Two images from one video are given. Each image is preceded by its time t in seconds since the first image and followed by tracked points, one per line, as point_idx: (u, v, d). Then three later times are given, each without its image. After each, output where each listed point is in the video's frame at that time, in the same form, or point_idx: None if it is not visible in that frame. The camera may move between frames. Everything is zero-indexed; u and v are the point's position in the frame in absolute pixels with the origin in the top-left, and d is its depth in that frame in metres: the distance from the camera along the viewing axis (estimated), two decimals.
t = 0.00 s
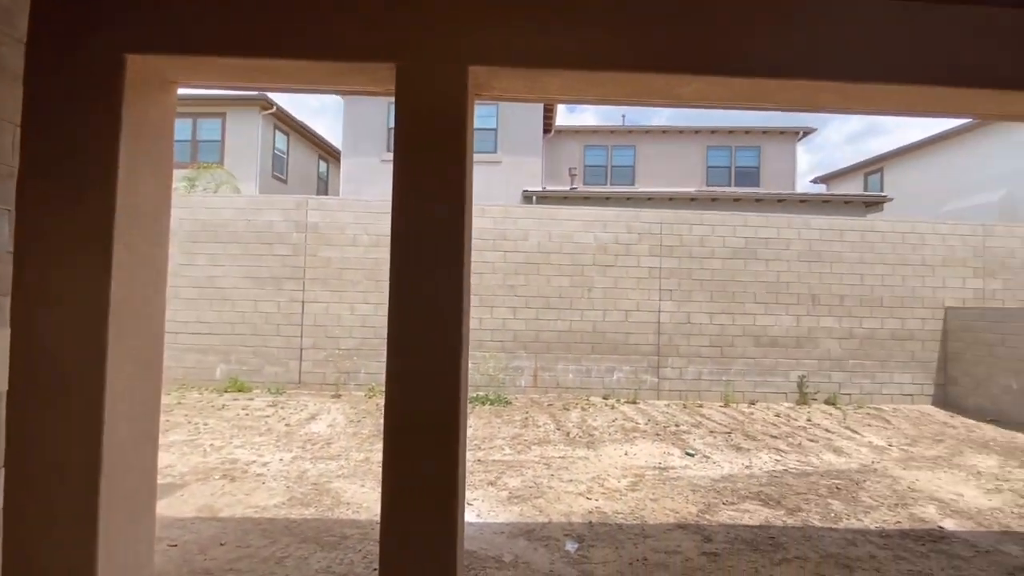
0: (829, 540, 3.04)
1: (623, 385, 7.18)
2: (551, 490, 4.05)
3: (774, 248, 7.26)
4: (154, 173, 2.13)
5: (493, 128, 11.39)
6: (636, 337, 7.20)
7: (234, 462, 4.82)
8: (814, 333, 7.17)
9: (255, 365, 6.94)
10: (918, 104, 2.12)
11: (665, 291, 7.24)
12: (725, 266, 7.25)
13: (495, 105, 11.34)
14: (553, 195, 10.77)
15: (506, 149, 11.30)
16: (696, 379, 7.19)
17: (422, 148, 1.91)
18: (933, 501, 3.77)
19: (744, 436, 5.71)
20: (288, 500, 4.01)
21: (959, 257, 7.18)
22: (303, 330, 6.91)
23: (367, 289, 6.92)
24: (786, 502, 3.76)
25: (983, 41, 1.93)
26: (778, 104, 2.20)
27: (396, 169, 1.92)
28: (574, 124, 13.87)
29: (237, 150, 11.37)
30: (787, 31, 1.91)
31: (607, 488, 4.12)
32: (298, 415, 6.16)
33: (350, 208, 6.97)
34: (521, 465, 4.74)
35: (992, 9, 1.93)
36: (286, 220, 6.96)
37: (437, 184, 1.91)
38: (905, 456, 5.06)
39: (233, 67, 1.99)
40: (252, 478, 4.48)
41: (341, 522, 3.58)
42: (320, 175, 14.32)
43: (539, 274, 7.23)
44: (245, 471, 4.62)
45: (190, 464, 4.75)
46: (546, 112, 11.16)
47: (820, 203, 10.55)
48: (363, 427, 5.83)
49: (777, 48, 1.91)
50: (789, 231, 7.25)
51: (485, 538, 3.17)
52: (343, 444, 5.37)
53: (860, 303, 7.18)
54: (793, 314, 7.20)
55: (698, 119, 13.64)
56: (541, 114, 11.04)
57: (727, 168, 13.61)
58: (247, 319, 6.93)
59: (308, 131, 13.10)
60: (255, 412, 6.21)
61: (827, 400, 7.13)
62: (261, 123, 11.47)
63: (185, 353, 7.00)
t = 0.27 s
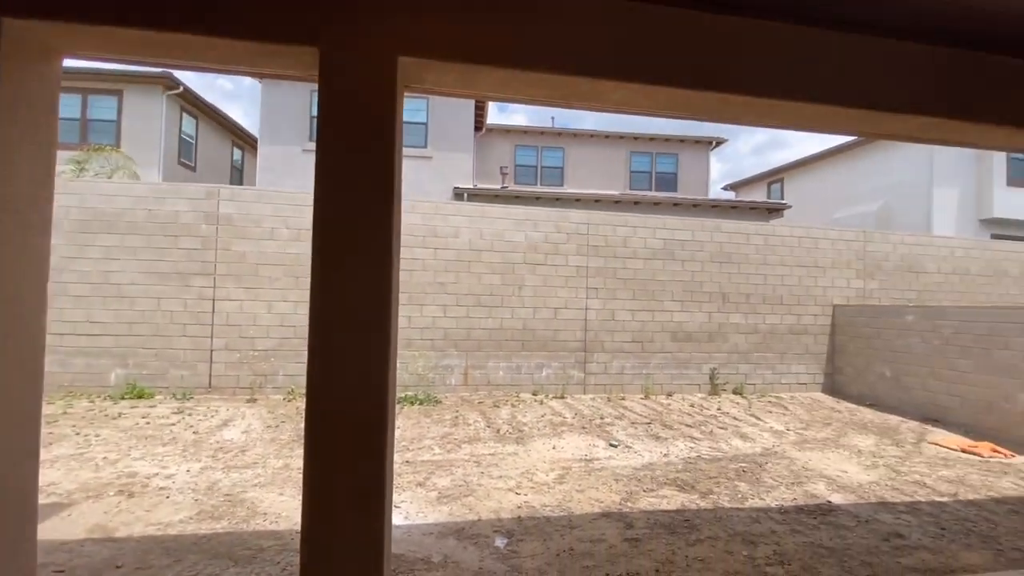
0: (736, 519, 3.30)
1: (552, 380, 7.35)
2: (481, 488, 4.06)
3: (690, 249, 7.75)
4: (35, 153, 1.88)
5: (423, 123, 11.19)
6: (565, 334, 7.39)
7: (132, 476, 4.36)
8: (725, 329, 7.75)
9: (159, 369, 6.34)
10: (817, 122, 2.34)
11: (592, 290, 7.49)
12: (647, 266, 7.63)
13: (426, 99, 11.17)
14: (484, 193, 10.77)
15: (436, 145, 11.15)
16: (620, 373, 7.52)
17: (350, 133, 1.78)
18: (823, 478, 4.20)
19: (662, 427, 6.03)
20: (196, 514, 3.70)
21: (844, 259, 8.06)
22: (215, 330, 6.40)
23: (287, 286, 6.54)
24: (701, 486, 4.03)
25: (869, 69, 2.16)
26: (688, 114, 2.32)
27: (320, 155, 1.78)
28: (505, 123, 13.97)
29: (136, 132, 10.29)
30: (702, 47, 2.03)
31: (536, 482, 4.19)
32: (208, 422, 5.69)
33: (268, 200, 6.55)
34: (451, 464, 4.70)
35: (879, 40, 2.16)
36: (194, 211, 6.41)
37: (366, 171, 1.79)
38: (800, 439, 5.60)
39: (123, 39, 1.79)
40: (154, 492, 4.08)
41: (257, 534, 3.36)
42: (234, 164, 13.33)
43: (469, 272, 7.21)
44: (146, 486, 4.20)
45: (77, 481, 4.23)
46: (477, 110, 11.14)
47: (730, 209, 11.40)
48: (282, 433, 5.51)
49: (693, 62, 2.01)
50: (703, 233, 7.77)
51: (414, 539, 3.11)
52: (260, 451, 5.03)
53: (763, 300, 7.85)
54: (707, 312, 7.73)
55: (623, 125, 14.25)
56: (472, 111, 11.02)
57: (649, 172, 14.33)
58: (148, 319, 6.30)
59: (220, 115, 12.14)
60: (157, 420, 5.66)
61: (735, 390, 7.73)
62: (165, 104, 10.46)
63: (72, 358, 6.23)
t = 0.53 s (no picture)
0: (658, 505, 3.48)
1: (485, 378, 7.37)
2: (412, 489, 3.99)
3: (618, 249, 8.06)
4: None
5: (353, 114, 10.78)
6: (498, 331, 7.43)
7: (11, 495, 3.86)
8: (649, 325, 8.15)
9: (46, 374, 5.65)
10: (734, 132, 2.51)
11: (525, 287, 7.59)
12: (578, 264, 7.85)
13: (356, 88, 10.77)
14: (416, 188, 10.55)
15: (367, 137, 10.78)
16: (552, 369, 7.68)
17: (267, 105, 1.68)
18: (734, 462, 4.54)
19: (591, 420, 6.22)
20: (91, 533, 3.34)
21: (754, 260, 8.74)
22: (114, 330, 5.79)
23: (200, 282, 6.06)
24: (627, 475, 4.21)
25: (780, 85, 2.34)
26: (615, 118, 2.40)
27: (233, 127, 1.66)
28: (439, 118, 13.80)
29: (17, 106, 9.09)
30: (628, 54, 2.09)
31: (468, 480, 4.19)
32: (106, 432, 5.15)
33: (179, 188, 6.03)
34: (381, 466, 4.58)
35: (784, 59, 2.34)
36: (89, 198, 5.76)
37: (285, 146, 1.69)
38: (715, 426, 6.02)
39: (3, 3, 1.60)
40: (39, 512, 3.63)
41: (165, 551, 3.09)
42: (139, 148, 12.15)
43: (401, 269, 7.05)
44: (28, 505, 3.73)
45: None
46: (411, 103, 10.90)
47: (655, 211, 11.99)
48: (194, 440, 5.10)
49: (620, 68, 2.08)
50: (629, 234, 8.11)
51: (340, 545, 2.99)
52: (168, 461, 4.63)
53: (683, 298, 8.34)
54: (633, 309, 8.09)
55: (556, 126, 14.53)
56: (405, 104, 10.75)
57: (580, 173, 14.73)
58: (31, 318, 5.59)
59: (121, 94, 11.00)
60: (43, 432, 5.04)
61: (658, 383, 8.14)
62: (53, 77, 9.32)
63: None
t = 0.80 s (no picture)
0: (589, 495, 3.60)
1: (421, 376, 7.25)
2: (342, 492, 3.85)
3: (554, 246, 8.21)
4: None
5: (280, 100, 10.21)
6: (434, 328, 7.34)
7: None
8: (583, 321, 8.37)
9: None
10: (661, 137, 2.64)
11: (462, 284, 7.54)
12: (515, 262, 7.91)
13: (283, 73, 10.20)
14: (349, 180, 10.16)
15: (296, 125, 10.25)
16: (489, 365, 7.70)
17: (180, 87, 1.55)
18: (660, 451, 4.77)
19: (527, 415, 6.30)
20: None
21: (680, 259, 9.23)
22: None
23: (102, 277, 5.49)
24: (561, 468, 4.31)
25: (700, 95, 2.50)
26: (549, 117, 2.45)
27: (139, 110, 1.52)
28: (374, 109, 13.39)
29: None
30: (558, 56, 2.15)
31: (402, 480, 4.11)
32: None
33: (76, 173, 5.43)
34: (309, 470, 4.38)
35: (702, 70, 2.51)
36: None
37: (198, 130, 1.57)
38: (643, 417, 6.29)
39: None
40: None
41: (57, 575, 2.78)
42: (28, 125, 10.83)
43: (333, 264, 6.77)
44: None
45: None
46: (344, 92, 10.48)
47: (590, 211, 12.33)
48: (94, 451, 4.62)
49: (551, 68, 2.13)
50: (565, 232, 8.29)
51: (263, 556, 2.83)
52: (62, 475, 4.17)
53: (615, 295, 8.64)
54: (568, 305, 8.28)
55: (495, 123, 14.55)
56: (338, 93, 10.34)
57: (518, 171, 14.84)
58: None
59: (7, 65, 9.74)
60: None
61: (592, 377, 8.39)
62: None
63: None
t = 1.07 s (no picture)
0: (527, 489, 3.64)
1: (359, 375, 7.04)
2: (271, 498, 3.67)
3: (496, 243, 8.22)
4: None
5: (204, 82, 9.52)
6: (373, 325, 7.14)
7: None
8: (524, 317, 8.45)
9: None
10: (597, 137, 2.73)
11: (402, 280, 7.38)
12: (457, 257, 7.85)
13: (209, 53, 9.53)
14: (282, 170, 9.64)
15: (222, 110, 9.60)
16: (430, 362, 7.60)
17: (76, 63, 1.40)
18: (597, 443, 4.91)
19: (468, 412, 6.27)
20: None
21: (618, 257, 9.53)
22: None
23: None
24: (501, 463, 4.34)
25: (632, 97, 2.62)
26: (487, 113, 2.45)
27: (26, 85, 1.36)
28: (309, 97, 12.81)
29: None
30: (496, 51, 2.15)
31: (336, 482, 3.97)
32: None
33: None
34: (235, 476, 4.14)
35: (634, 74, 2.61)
36: None
37: (100, 106, 1.42)
38: (582, 410, 6.45)
39: None
40: None
41: None
42: None
43: (263, 259, 6.42)
44: None
45: None
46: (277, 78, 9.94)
47: (532, 207, 12.45)
48: None
49: (489, 63, 2.13)
50: (507, 228, 8.31)
51: (181, 570, 2.64)
52: None
53: (556, 291, 8.79)
54: (509, 301, 8.32)
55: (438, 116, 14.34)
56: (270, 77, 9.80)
57: (461, 167, 14.72)
58: None
59: None
60: None
61: (533, 372, 8.50)
62: None
63: None
